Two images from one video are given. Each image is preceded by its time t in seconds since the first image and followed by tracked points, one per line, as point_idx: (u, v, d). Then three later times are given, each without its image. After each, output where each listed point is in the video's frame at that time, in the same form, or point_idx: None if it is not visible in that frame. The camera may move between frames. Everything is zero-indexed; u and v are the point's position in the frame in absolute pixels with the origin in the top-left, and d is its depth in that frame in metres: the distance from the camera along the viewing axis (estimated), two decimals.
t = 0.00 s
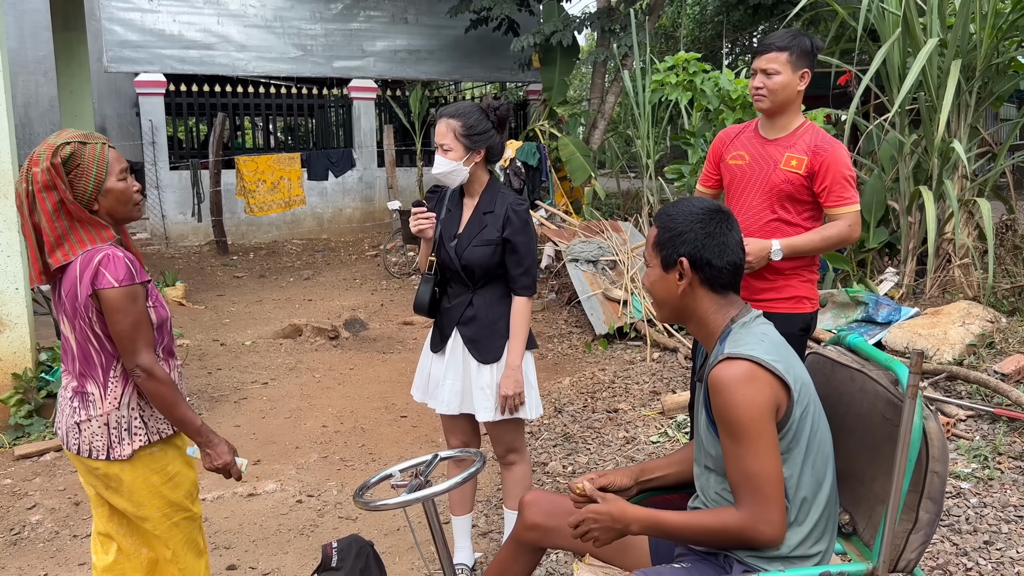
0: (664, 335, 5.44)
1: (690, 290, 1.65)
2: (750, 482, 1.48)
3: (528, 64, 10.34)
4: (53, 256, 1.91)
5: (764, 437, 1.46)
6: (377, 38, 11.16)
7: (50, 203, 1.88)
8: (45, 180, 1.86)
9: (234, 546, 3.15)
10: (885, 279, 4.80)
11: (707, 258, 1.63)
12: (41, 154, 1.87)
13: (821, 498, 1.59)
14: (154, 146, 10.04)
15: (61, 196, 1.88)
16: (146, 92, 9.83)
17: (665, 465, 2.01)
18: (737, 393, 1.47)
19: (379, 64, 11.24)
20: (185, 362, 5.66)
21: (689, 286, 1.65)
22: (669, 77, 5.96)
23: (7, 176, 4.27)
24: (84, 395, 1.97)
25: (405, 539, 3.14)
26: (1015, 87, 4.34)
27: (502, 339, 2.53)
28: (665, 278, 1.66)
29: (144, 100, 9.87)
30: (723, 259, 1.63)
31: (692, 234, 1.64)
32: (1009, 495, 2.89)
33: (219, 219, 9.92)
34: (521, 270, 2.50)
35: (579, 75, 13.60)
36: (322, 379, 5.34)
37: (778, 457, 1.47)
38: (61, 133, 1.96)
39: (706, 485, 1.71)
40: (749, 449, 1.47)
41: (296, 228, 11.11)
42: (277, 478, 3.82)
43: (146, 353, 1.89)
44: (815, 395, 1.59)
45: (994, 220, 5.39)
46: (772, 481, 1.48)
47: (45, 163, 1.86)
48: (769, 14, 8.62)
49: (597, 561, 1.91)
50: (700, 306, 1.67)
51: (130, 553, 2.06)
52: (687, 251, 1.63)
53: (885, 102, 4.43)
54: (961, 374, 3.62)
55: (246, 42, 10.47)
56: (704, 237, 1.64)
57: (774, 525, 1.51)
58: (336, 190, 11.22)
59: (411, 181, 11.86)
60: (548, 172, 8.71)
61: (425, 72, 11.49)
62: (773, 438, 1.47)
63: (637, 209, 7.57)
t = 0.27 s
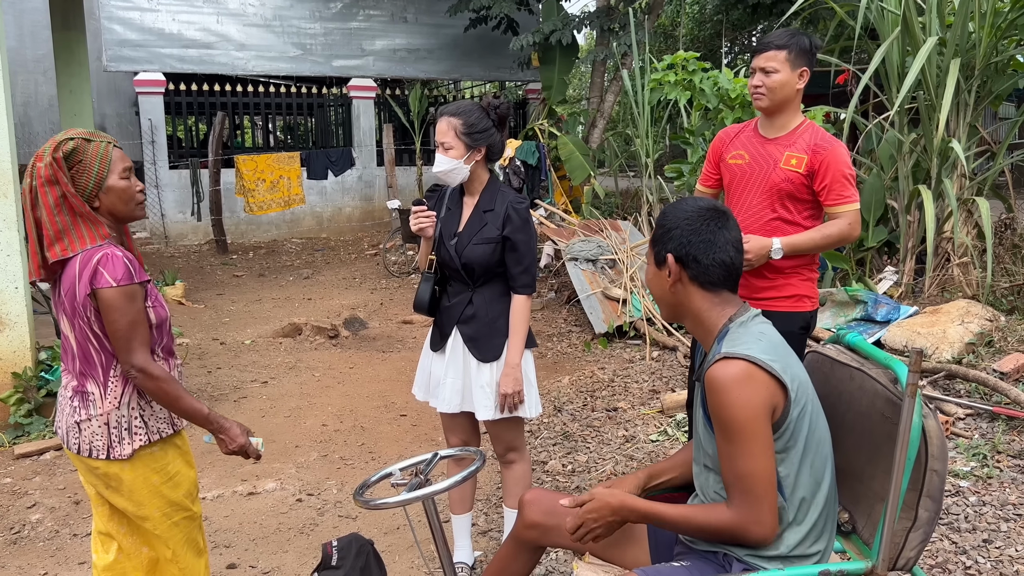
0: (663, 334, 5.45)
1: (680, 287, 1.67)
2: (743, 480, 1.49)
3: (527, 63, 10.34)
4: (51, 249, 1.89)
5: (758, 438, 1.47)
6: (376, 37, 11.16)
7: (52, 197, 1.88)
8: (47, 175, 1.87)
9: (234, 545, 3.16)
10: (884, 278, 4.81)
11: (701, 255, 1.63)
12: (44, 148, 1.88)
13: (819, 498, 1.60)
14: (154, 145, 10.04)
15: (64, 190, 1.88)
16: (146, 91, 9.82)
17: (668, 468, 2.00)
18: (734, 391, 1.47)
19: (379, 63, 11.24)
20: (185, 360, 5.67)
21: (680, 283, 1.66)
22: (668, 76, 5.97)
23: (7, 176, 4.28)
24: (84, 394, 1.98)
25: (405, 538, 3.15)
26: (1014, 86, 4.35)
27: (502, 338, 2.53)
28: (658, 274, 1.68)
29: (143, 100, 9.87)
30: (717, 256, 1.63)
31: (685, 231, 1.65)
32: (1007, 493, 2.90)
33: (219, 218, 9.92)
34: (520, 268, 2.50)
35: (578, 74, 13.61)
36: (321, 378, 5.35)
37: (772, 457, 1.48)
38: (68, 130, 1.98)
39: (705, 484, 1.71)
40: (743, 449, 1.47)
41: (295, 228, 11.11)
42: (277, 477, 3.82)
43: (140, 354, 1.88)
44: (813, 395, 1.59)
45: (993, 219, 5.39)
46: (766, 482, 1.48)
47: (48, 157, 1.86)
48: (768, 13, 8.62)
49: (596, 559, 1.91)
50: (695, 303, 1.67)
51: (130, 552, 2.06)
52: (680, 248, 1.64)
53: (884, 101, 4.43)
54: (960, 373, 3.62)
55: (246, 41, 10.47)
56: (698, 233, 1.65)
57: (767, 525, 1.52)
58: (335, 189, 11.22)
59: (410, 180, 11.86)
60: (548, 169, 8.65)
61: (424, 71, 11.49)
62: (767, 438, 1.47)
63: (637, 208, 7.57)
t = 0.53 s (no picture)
0: (662, 333, 5.45)
1: (675, 285, 1.68)
2: (735, 483, 1.49)
3: (526, 62, 10.35)
4: (38, 251, 1.90)
5: (748, 441, 1.47)
6: (375, 37, 11.15)
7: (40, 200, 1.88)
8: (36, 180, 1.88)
9: (233, 544, 3.16)
10: (883, 277, 4.82)
11: (695, 252, 1.63)
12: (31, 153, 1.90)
13: (814, 501, 1.59)
14: (153, 145, 10.03)
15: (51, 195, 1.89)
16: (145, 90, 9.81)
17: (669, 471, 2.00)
18: (726, 394, 1.47)
19: (377, 62, 11.23)
20: (184, 360, 5.67)
21: (674, 279, 1.67)
22: (667, 75, 5.98)
23: (6, 175, 4.28)
24: (82, 393, 1.98)
25: (404, 537, 3.15)
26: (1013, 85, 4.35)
27: (501, 336, 2.53)
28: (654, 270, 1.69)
29: (142, 99, 9.86)
30: (712, 253, 1.63)
31: (680, 229, 1.66)
32: (1006, 492, 2.90)
33: (218, 217, 9.92)
34: (519, 267, 2.50)
35: (577, 73, 13.61)
36: (320, 377, 5.35)
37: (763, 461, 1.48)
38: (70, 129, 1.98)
39: (701, 484, 1.71)
40: (733, 453, 1.47)
41: (295, 227, 11.11)
42: (276, 476, 3.83)
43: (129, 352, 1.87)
44: (808, 397, 1.58)
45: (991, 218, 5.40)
46: (756, 485, 1.48)
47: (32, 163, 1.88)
48: (767, 12, 8.63)
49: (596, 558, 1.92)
50: (691, 300, 1.67)
51: (130, 551, 2.06)
52: (675, 246, 1.65)
53: (883, 100, 4.44)
54: (959, 371, 3.63)
55: (245, 40, 10.46)
56: (693, 231, 1.65)
57: (758, 528, 1.52)
58: (334, 188, 11.22)
59: (409, 179, 11.86)
60: (547, 169, 8.71)
61: (423, 70, 11.48)
62: (757, 442, 1.47)
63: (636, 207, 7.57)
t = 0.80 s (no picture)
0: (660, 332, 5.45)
1: (667, 285, 1.69)
2: (734, 485, 1.49)
3: (524, 61, 10.35)
4: (37, 250, 1.91)
5: (747, 443, 1.47)
6: (373, 36, 11.15)
7: (41, 201, 1.90)
8: (36, 179, 1.89)
9: (232, 544, 3.16)
10: (881, 275, 4.82)
11: (684, 253, 1.64)
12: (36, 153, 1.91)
13: (813, 503, 1.59)
14: (151, 144, 10.02)
15: (51, 195, 1.89)
16: (143, 89, 9.80)
17: (667, 472, 1.99)
18: (725, 396, 1.47)
19: (375, 62, 11.23)
20: (183, 360, 5.66)
21: (666, 280, 1.68)
22: (666, 74, 5.98)
23: (4, 175, 4.27)
24: (77, 393, 1.98)
25: (403, 536, 3.15)
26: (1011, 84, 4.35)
27: (498, 335, 2.53)
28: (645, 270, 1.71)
29: (140, 99, 9.84)
30: (701, 254, 1.63)
31: (670, 231, 1.67)
32: (1004, 490, 2.90)
33: (216, 217, 9.91)
34: (516, 266, 2.50)
35: (575, 72, 13.61)
36: (319, 377, 5.35)
37: (762, 463, 1.48)
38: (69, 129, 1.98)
39: (698, 486, 1.72)
40: (733, 454, 1.47)
41: (293, 226, 11.10)
42: (275, 476, 3.82)
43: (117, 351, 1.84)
44: (807, 399, 1.58)
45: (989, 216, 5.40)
46: (755, 487, 1.48)
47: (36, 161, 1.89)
48: (765, 11, 8.63)
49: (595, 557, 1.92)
50: (685, 300, 1.67)
51: (128, 551, 2.06)
52: (664, 248, 1.66)
53: (881, 99, 4.43)
54: (957, 370, 3.63)
55: (243, 40, 10.45)
56: (681, 232, 1.65)
57: (757, 531, 1.52)
58: (333, 188, 11.21)
59: (408, 178, 11.86)
60: (545, 168, 8.71)
61: (422, 69, 11.48)
62: (757, 444, 1.47)
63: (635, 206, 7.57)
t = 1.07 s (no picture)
0: (658, 331, 5.45)
1: (666, 283, 1.69)
2: (733, 482, 1.49)
3: (523, 61, 10.34)
4: (38, 245, 1.90)
5: (747, 441, 1.46)
6: (371, 36, 11.14)
7: (44, 194, 1.88)
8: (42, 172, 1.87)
9: (230, 544, 3.15)
10: (880, 275, 4.82)
11: (683, 251, 1.63)
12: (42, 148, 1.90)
13: (812, 502, 1.59)
14: (149, 144, 10.02)
15: (54, 187, 1.87)
16: (141, 89, 9.79)
17: (660, 464, 2.01)
18: (725, 392, 1.47)
19: (374, 61, 11.22)
20: (181, 360, 5.66)
21: (665, 279, 1.68)
22: (663, 73, 5.95)
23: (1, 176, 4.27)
24: (75, 393, 1.97)
25: (401, 536, 3.14)
26: (1008, 83, 4.35)
27: (495, 335, 2.52)
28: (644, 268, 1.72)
29: (138, 99, 9.83)
30: (699, 253, 1.63)
31: (668, 229, 1.67)
32: (1003, 489, 2.90)
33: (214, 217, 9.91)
34: (513, 266, 2.50)
35: (573, 72, 13.61)
36: (317, 377, 5.34)
37: (762, 461, 1.48)
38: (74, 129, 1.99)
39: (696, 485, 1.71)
40: (733, 452, 1.47)
41: (291, 226, 11.10)
42: (273, 476, 3.82)
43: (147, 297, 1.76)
44: (806, 397, 1.58)
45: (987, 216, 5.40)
46: (754, 486, 1.48)
47: (42, 154, 1.88)
48: (764, 11, 8.63)
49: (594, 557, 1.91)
50: (684, 299, 1.67)
51: (125, 550, 2.06)
52: (662, 247, 1.66)
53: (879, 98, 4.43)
54: (955, 369, 3.64)
55: (241, 40, 10.44)
56: (680, 231, 1.65)
57: (756, 530, 1.51)
58: (331, 188, 11.21)
59: (406, 178, 11.85)
60: (543, 168, 8.70)
61: (420, 69, 11.47)
62: (756, 442, 1.47)
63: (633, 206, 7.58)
